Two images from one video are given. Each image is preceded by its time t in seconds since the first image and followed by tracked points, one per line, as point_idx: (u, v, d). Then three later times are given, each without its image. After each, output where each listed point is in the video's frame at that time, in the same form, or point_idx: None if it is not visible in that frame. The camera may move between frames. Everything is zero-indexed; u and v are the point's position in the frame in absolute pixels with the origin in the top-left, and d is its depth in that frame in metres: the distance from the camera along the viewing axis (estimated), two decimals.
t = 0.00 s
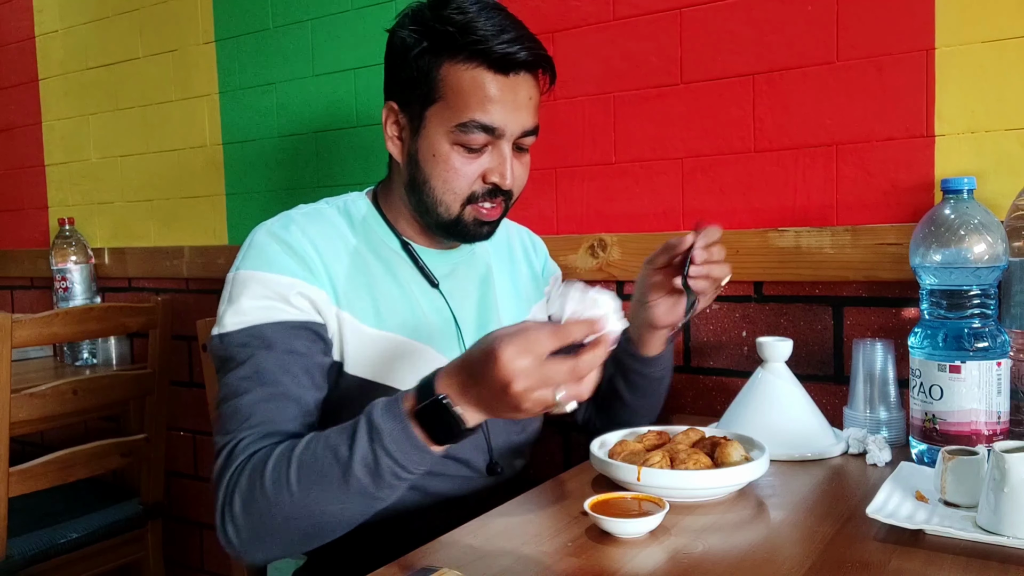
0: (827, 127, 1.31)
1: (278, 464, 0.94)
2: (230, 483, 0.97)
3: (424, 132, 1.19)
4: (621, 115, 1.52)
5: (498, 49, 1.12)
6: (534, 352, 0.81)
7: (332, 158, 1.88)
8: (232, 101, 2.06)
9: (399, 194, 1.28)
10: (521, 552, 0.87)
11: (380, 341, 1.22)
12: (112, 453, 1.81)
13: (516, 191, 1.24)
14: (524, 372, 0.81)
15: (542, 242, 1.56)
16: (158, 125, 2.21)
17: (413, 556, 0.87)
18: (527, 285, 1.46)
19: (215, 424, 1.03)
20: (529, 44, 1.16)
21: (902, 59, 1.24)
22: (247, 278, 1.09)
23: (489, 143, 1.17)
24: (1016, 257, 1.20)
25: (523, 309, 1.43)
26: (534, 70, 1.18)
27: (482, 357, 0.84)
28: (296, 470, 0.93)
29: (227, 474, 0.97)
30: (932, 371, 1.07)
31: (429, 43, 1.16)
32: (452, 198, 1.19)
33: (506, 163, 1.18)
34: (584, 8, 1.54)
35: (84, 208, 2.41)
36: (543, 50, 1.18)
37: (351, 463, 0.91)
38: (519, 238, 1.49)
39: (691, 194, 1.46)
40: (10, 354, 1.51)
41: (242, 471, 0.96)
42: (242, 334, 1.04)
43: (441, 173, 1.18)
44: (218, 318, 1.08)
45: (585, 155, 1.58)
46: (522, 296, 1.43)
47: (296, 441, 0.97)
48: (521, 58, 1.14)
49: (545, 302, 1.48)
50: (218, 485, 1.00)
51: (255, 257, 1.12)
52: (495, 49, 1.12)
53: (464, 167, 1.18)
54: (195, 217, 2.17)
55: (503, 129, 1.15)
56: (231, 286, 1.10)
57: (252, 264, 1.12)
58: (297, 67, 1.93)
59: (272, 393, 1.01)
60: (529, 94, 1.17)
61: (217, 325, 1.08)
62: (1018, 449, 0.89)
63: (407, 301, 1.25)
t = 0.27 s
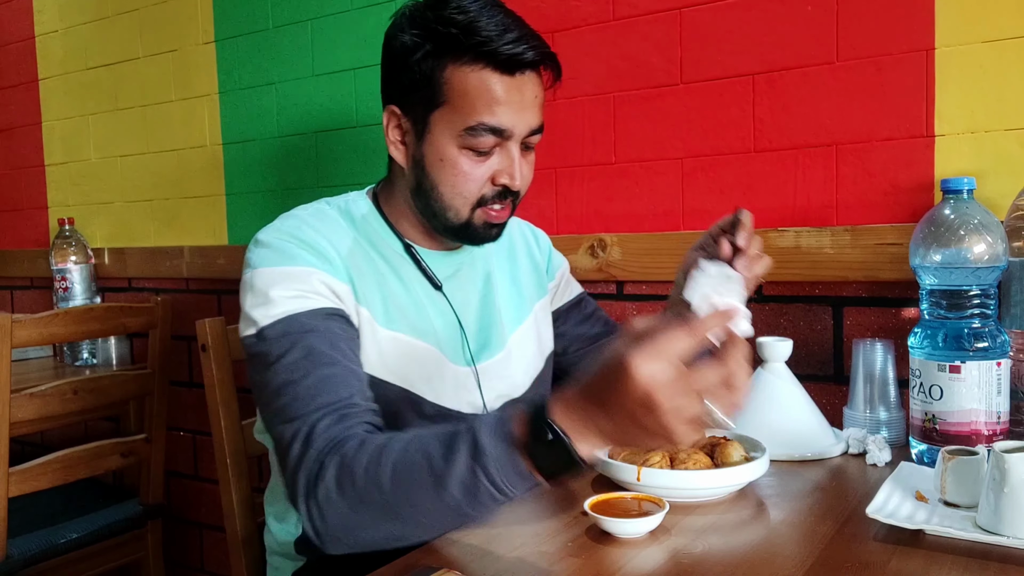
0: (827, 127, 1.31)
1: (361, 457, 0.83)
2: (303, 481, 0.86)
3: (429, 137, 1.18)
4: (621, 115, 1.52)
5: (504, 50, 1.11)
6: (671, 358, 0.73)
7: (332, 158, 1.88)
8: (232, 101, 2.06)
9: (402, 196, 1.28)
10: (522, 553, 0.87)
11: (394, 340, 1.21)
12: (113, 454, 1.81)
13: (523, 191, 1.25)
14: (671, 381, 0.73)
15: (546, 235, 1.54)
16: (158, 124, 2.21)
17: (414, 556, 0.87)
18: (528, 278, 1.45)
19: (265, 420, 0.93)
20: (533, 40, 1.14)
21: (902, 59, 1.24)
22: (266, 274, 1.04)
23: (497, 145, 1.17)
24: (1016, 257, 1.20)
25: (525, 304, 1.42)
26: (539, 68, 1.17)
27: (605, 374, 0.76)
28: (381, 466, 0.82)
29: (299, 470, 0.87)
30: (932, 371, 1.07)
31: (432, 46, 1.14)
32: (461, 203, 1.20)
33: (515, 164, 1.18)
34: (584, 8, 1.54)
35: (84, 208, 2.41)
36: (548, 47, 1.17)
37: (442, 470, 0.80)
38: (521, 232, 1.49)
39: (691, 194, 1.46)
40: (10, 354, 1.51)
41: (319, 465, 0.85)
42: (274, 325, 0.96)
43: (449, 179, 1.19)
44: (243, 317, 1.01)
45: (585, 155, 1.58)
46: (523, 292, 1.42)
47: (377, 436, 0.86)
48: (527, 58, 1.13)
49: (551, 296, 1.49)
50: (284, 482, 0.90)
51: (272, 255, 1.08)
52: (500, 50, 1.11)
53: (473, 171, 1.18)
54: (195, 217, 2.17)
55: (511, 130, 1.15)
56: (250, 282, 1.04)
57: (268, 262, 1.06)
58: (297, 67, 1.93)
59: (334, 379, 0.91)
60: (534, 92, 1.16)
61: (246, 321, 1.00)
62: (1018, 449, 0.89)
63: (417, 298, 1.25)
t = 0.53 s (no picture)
0: (827, 127, 1.31)
1: (364, 487, 0.84)
2: (304, 497, 0.87)
3: (460, 155, 1.12)
4: (621, 115, 1.52)
5: (539, 66, 1.04)
6: (693, 479, 0.70)
7: (332, 158, 1.88)
8: (232, 102, 2.06)
9: (425, 205, 1.23)
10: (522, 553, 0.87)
11: (408, 348, 1.18)
12: (112, 454, 1.80)
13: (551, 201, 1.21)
14: (689, 505, 0.70)
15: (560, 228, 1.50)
16: (159, 125, 2.21)
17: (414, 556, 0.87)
18: (542, 279, 1.42)
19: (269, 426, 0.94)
20: (566, 51, 1.08)
21: (902, 59, 1.24)
22: (278, 272, 1.03)
23: (531, 162, 1.11)
24: (1016, 257, 1.20)
25: (538, 308, 1.39)
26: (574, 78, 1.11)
27: (624, 480, 0.73)
28: (386, 496, 0.83)
29: (301, 486, 0.87)
30: (932, 371, 1.07)
31: (463, 62, 1.07)
32: (492, 221, 1.15)
33: (547, 179, 1.13)
34: (584, 8, 1.54)
35: (84, 208, 2.41)
36: (581, 54, 1.11)
37: (455, 521, 0.79)
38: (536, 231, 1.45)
39: (691, 194, 1.46)
40: (10, 354, 1.51)
41: (323, 485, 0.86)
42: (286, 328, 0.97)
43: (481, 198, 1.13)
44: (252, 315, 1.02)
45: (585, 155, 1.58)
46: (538, 294, 1.40)
47: (381, 467, 0.86)
48: (562, 71, 1.07)
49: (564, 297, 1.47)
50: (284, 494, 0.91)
51: (285, 252, 1.07)
52: (536, 67, 1.04)
53: (505, 189, 1.13)
54: (195, 217, 2.17)
55: (546, 147, 1.09)
56: (262, 279, 1.04)
57: (282, 260, 1.06)
58: (297, 67, 1.93)
59: (339, 399, 0.92)
60: (567, 101, 1.10)
61: (255, 320, 1.01)
62: (1019, 450, 0.89)
63: (432, 308, 1.23)
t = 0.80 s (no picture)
0: (827, 127, 1.32)
1: (367, 489, 0.84)
2: (305, 493, 0.87)
3: (487, 175, 1.11)
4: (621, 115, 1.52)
5: (573, 90, 1.03)
6: (703, 501, 0.70)
7: (332, 159, 1.88)
8: (232, 102, 2.06)
9: (446, 217, 1.22)
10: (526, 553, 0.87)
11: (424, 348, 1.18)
12: (113, 454, 1.81)
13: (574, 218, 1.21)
14: (699, 527, 0.70)
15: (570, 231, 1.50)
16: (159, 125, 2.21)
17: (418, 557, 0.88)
18: (552, 283, 1.42)
19: (272, 418, 0.94)
20: (598, 72, 1.07)
21: (902, 59, 1.25)
22: (296, 261, 1.03)
23: (558, 183, 1.11)
24: (1016, 257, 1.20)
25: (549, 313, 1.40)
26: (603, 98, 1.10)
27: (634, 500, 0.74)
28: (388, 499, 0.83)
29: (302, 483, 0.87)
30: (932, 371, 1.07)
31: (495, 86, 1.05)
32: (518, 241, 1.15)
33: (574, 200, 1.13)
34: (584, 8, 1.54)
35: (84, 208, 2.41)
36: (611, 73, 1.09)
37: (459, 530, 0.79)
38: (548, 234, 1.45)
39: (691, 194, 1.46)
40: (10, 354, 1.51)
41: (325, 485, 0.86)
42: (301, 321, 0.97)
43: (507, 220, 1.13)
44: (264, 303, 1.02)
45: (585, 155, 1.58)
46: (548, 297, 1.40)
47: (386, 469, 0.86)
48: (595, 95, 1.05)
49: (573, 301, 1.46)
50: (284, 489, 0.91)
51: (303, 240, 1.07)
52: (569, 92, 1.03)
53: (531, 210, 1.13)
54: (195, 217, 2.17)
55: (574, 169, 1.09)
56: (278, 265, 1.04)
57: (301, 248, 1.05)
58: (298, 67, 1.93)
59: (347, 399, 0.92)
60: (598, 122, 1.09)
61: (267, 308, 1.01)
62: (1019, 450, 0.89)
63: (445, 310, 1.23)
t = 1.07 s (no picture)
0: (827, 126, 1.31)
1: (367, 492, 0.84)
2: (306, 491, 0.87)
3: (494, 182, 1.11)
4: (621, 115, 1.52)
5: (581, 99, 1.04)
6: (710, 508, 0.71)
7: (332, 159, 1.88)
8: (232, 102, 2.06)
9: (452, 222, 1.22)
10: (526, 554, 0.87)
11: (430, 346, 1.18)
12: (113, 454, 1.80)
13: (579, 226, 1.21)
14: (706, 533, 0.71)
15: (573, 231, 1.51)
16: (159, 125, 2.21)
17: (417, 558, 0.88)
18: (557, 283, 1.42)
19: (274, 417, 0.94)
20: (607, 80, 1.07)
21: (902, 59, 1.24)
22: (304, 260, 1.03)
23: (565, 190, 1.11)
24: (1016, 257, 1.20)
25: (554, 313, 1.39)
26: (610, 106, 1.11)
27: (640, 505, 0.74)
28: (389, 501, 0.83)
29: (304, 482, 0.88)
30: (932, 371, 1.07)
31: (504, 93, 1.05)
32: (524, 248, 1.15)
33: (580, 208, 1.14)
34: (584, 8, 1.54)
35: (84, 208, 2.41)
36: (617, 81, 1.10)
37: (460, 534, 0.80)
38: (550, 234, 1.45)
39: (691, 194, 1.46)
40: (10, 354, 1.51)
41: (326, 487, 0.86)
42: (306, 320, 0.97)
43: (514, 227, 1.13)
44: (269, 301, 1.02)
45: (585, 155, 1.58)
46: (552, 297, 1.40)
47: (387, 471, 0.87)
48: (603, 104, 1.06)
49: (576, 300, 1.46)
50: (286, 489, 0.91)
51: (310, 238, 1.06)
52: (578, 99, 1.04)
53: (538, 218, 1.13)
54: (195, 217, 2.17)
55: (582, 176, 1.09)
56: (285, 263, 1.04)
57: (307, 247, 1.05)
58: (298, 68, 1.93)
59: (350, 400, 0.92)
60: (605, 131, 1.09)
61: (271, 305, 1.01)
62: (1020, 450, 0.89)
63: (451, 310, 1.23)
